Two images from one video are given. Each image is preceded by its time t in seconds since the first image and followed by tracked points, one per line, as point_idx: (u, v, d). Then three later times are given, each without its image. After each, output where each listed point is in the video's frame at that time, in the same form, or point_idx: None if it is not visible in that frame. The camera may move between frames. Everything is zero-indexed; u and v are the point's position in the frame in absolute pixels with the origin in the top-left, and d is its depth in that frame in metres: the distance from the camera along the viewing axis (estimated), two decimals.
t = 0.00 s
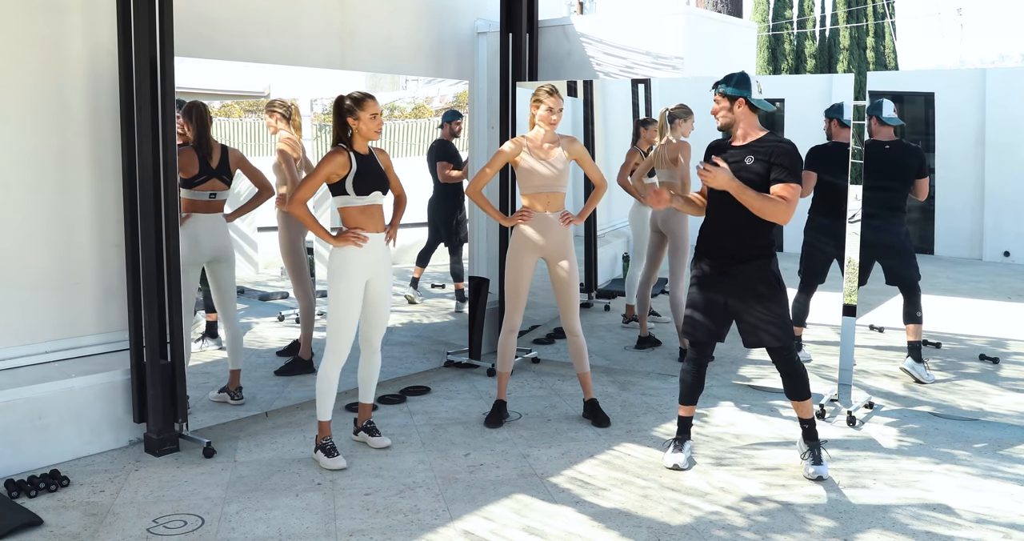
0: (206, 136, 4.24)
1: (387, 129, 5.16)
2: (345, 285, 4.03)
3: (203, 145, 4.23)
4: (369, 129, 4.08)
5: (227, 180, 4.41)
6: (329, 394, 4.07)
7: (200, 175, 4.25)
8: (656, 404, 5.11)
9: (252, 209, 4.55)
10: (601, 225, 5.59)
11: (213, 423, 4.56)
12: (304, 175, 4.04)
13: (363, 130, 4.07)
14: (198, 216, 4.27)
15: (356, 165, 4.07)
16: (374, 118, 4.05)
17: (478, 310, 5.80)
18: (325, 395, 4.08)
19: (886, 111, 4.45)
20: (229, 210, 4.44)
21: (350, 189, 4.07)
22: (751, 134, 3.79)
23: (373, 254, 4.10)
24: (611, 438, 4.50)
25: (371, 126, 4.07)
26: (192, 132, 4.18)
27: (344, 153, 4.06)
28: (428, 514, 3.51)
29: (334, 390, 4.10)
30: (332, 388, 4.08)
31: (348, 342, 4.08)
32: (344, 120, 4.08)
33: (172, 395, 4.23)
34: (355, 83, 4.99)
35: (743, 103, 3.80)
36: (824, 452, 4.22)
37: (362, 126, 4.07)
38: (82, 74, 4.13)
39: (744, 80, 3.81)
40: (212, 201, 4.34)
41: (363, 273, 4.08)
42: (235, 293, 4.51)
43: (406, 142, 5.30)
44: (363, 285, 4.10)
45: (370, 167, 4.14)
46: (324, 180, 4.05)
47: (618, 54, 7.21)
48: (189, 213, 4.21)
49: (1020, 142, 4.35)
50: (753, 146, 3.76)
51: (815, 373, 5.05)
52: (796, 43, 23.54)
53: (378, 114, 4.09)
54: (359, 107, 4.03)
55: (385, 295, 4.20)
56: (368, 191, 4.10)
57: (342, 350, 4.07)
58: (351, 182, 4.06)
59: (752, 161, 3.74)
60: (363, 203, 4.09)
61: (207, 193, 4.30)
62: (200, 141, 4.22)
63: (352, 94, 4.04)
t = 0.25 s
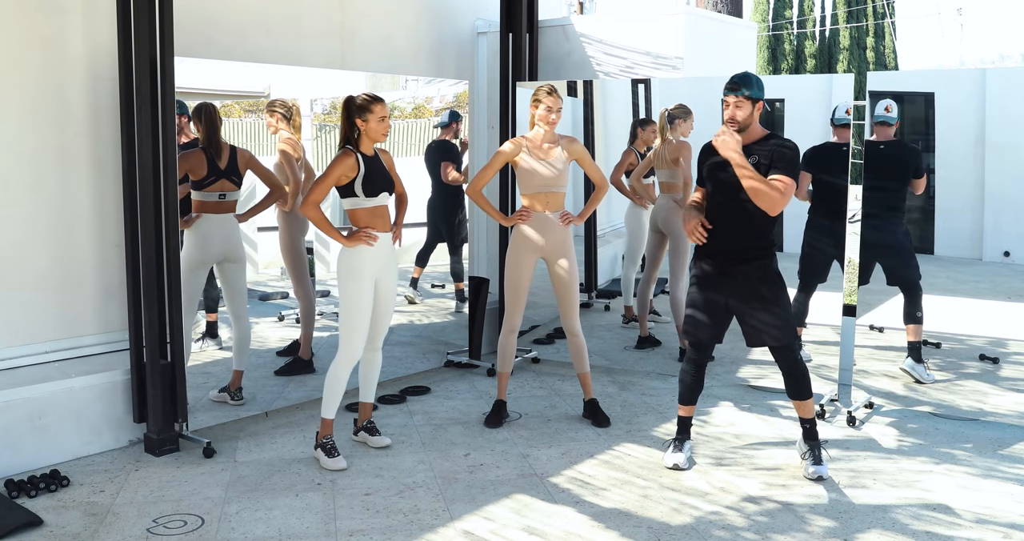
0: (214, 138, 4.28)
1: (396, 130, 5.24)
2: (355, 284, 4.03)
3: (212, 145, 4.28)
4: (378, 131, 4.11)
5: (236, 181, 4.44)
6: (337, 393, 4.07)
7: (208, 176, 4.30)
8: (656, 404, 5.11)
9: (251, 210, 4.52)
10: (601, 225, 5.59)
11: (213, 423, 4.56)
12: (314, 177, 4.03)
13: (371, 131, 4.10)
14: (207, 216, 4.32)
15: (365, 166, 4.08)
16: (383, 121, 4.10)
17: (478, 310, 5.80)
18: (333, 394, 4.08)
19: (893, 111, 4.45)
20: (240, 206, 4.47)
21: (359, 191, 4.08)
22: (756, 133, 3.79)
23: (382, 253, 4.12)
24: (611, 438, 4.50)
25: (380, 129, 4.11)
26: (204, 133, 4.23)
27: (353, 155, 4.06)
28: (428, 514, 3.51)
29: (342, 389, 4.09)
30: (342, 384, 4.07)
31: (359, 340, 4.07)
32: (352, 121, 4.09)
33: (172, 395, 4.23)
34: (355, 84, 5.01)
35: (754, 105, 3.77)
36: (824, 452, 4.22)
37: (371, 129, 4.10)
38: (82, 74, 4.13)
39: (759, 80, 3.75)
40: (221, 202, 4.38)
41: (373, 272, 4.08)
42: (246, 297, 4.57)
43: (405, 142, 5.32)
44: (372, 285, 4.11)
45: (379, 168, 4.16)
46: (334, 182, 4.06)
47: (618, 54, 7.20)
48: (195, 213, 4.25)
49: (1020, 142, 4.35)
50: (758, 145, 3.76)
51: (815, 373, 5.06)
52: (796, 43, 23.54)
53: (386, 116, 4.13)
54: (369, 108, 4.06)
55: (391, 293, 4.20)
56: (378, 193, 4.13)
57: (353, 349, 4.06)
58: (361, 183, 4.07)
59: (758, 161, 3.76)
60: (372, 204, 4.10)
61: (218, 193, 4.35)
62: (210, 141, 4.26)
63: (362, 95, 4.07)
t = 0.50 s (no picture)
0: (220, 137, 4.29)
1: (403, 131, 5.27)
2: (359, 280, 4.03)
3: (219, 145, 4.29)
4: (385, 132, 4.09)
5: (243, 179, 4.45)
6: (342, 390, 4.06)
7: (214, 175, 4.31)
8: (656, 404, 5.11)
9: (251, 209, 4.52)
10: (601, 225, 5.59)
11: (213, 423, 4.56)
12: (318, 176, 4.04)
13: (376, 129, 4.07)
14: (212, 215, 4.33)
15: (370, 166, 4.09)
16: (389, 119, 4.06)
17: (478, 310, 5.80)
18: (338, 392, 4.07)
19: (894, 110, 4.44)
20: (246, 206, 4.49)
21: (362, 190, 4.09)
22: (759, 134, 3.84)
23: (385, 251, 4.12)
24: (611, 438, 4.50)
25: (386, 127, 4.08)
26: (210, 132, 4.25)
27: (358, 154, 4.07)
28: (428, 514, 3.51)
29: (347, 387, 4.09)
30: (347, 383, 4.07)
31: (365, 338, 4.07)
32: (357, 120, 4.08)
33: (172, 394, 4.23)
34: (355, 85, 5.02)
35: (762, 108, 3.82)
36: (824, 452, 4.22)
37: (377, 127, 4.07)
38: (81, 74, 4.13)
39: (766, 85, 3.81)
40: (228, 201, 4.40)
41: (377, 269, 4.09)
42: (247, 297, 4.57)
43: (405, 142, 5.29)
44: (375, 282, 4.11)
45: (383, 168, 4.17)
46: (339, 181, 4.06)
47: (618, 54, 7.13)
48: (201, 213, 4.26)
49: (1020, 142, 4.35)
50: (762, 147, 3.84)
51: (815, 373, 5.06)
52: (796, 43, 23.54)
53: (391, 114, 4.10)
54: (373, 107, 4.03)
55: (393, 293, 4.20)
56: (381, 192, 4.14)
57: (359, 346, 4.06)
58: (365, 183, 4.08)
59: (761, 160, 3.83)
60: (375, 203, 4.11)
61: (224, 191, 4.36)
62: (215, 141, 4.28)
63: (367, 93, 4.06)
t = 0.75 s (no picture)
0: (225, 137, 4.34)
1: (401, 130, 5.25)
2: (357, 281, 4.03)
3: (224, 144, 4.33)
4: (386, 132, 4.10)
5: (248, 180, 4.50)
6: (343, 390, 4.06)
7: (219, 175, 4.35)
8: (656, 404, 5.11)
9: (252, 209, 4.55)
10: (601, 225, 5.59)
11: (213, 423, 4.56)
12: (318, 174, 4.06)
13: (377, 129, 4.08)
14: (215, 215, 4.36)
15: (369, 165, 4.09)
16: (389, 119, 4.07)
17: (478, 310, 5.80)
18: (339, 391, 4.08)
19: (897, 110, 4.44)
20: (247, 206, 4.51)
21: (360, 189, 4.09)
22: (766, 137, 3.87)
23: (383, 250, 4.11)
24: (611, 438, 4.50)
25: (386, 127, 4.09)
26: (215, 130, 4.28)
27: (358, 152, 4.08)
28: (428, 514, 3.51)
29: (348, 386, 4.09)
30: (346, 383, 4.08)
31: (364, 338, 4.07)
32: (359, 119, 4.09)
33: (172, 394, 4.23)
34: (355, 85, 5.03)
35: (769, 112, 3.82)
36: (824, 452, 4.22)
37: (376, 127, 4.08)
38: (81, 74, 4.12)
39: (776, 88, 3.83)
40: (231, 200, 4.44)
41: (374, 269, 4.08)
42: (247, 297, 4.58)
43: (405, 141, 5.30)
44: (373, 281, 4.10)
45: (384, 168, 4.16)
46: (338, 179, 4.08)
47: (617, 54, 7.07)
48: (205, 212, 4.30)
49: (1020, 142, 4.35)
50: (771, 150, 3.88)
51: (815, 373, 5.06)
52: (796, 43, 23.54)
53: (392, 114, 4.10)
54: (374, 107, 4.04)
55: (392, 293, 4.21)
56: (380, 192, 4.13)
57: (358, 345, 4.06)
58: (363, 182, 4.08)
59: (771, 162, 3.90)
60: (373, 202, 4.10)
61: (228, 191, 4.40)
62: (220, 141, 4.32)
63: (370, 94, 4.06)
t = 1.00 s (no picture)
0: (233, 138, 4.38)
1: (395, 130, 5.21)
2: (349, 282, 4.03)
3: (230, 145, 4.37)
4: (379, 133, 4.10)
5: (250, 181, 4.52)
6: (339, 390, 4.07)
7: (227, 174, 4.39)
8: (656, 404, 5.12)
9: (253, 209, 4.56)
10: (601, 225, 5.61)
11: (213, 423, 4.57)
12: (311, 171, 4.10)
13: (369, 131, 4.10)
14: (221, 216, 4.39)
15: (362, 165, 4.10)
16: (381, 119, 4.06)
17: (478, 310, 5.82)
18: (335, 392, 4.09)
19: (902, 111, 4.45)
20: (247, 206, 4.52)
21: (352, 189, 4.11)
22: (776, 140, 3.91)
23: (376, 251, 4.10)
24: (611, 438, 4.50)
25: (379, 128, 4.09)
26: (217, 129, 4.29)
27: (351, 153, 4.11)
28: (428, 514, 3.51)
29: (345, 387, 4.10)
30: (342, 384, 4.09)
31: (359, 338, 4.07)
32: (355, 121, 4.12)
33: (172, 394, 4.23)
34: (355, 85, 5.03)
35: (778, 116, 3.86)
36: (824, 452, 4.22)
37: (369, 127, 4.09)
38: (82, 74, 4.13)
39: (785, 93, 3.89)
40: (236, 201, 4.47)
41: (368, 270, 4.09)
42: (247, 296, 4.58)
43: (405, 141, 5.30)
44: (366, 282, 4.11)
45: (381, 169, 4.14)
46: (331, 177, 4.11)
47: (617, 54, 7.03)
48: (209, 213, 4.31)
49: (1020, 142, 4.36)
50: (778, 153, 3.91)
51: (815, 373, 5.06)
52: (796, 43, 23.53)
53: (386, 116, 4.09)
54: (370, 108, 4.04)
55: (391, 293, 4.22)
56: (372, 192, 4.12)
57: (352, 346, 4.06)
58: (354, 182, 4.10)
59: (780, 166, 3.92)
60: (364, 203, 4.11)
61: (233, 191, 4.44)
62: (228, 141, 4.35)
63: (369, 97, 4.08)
